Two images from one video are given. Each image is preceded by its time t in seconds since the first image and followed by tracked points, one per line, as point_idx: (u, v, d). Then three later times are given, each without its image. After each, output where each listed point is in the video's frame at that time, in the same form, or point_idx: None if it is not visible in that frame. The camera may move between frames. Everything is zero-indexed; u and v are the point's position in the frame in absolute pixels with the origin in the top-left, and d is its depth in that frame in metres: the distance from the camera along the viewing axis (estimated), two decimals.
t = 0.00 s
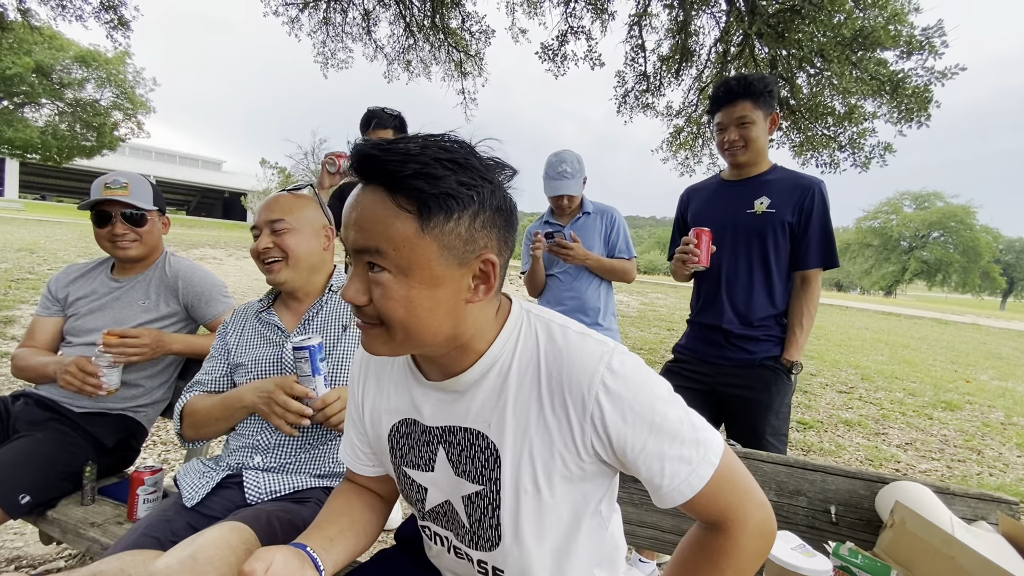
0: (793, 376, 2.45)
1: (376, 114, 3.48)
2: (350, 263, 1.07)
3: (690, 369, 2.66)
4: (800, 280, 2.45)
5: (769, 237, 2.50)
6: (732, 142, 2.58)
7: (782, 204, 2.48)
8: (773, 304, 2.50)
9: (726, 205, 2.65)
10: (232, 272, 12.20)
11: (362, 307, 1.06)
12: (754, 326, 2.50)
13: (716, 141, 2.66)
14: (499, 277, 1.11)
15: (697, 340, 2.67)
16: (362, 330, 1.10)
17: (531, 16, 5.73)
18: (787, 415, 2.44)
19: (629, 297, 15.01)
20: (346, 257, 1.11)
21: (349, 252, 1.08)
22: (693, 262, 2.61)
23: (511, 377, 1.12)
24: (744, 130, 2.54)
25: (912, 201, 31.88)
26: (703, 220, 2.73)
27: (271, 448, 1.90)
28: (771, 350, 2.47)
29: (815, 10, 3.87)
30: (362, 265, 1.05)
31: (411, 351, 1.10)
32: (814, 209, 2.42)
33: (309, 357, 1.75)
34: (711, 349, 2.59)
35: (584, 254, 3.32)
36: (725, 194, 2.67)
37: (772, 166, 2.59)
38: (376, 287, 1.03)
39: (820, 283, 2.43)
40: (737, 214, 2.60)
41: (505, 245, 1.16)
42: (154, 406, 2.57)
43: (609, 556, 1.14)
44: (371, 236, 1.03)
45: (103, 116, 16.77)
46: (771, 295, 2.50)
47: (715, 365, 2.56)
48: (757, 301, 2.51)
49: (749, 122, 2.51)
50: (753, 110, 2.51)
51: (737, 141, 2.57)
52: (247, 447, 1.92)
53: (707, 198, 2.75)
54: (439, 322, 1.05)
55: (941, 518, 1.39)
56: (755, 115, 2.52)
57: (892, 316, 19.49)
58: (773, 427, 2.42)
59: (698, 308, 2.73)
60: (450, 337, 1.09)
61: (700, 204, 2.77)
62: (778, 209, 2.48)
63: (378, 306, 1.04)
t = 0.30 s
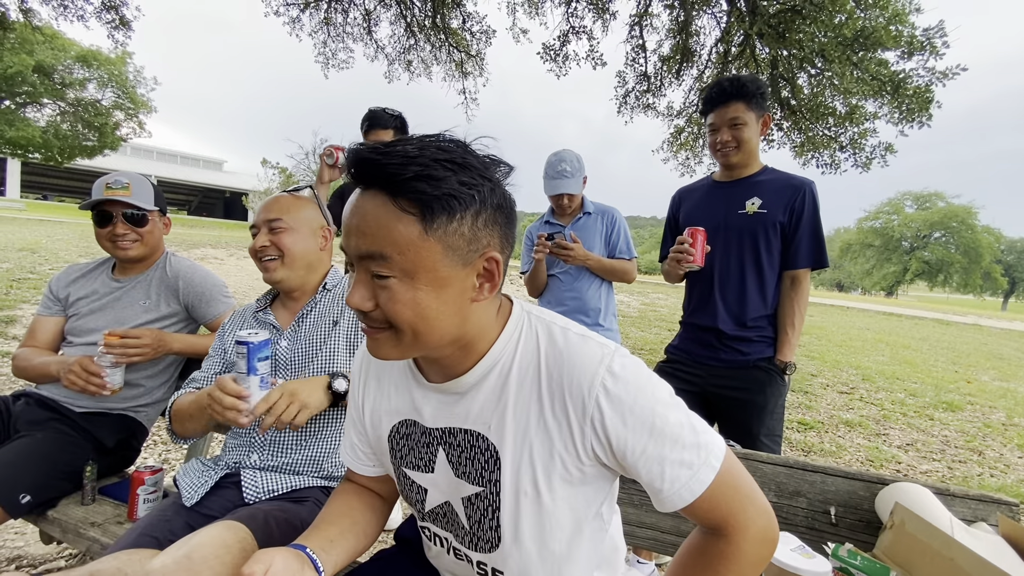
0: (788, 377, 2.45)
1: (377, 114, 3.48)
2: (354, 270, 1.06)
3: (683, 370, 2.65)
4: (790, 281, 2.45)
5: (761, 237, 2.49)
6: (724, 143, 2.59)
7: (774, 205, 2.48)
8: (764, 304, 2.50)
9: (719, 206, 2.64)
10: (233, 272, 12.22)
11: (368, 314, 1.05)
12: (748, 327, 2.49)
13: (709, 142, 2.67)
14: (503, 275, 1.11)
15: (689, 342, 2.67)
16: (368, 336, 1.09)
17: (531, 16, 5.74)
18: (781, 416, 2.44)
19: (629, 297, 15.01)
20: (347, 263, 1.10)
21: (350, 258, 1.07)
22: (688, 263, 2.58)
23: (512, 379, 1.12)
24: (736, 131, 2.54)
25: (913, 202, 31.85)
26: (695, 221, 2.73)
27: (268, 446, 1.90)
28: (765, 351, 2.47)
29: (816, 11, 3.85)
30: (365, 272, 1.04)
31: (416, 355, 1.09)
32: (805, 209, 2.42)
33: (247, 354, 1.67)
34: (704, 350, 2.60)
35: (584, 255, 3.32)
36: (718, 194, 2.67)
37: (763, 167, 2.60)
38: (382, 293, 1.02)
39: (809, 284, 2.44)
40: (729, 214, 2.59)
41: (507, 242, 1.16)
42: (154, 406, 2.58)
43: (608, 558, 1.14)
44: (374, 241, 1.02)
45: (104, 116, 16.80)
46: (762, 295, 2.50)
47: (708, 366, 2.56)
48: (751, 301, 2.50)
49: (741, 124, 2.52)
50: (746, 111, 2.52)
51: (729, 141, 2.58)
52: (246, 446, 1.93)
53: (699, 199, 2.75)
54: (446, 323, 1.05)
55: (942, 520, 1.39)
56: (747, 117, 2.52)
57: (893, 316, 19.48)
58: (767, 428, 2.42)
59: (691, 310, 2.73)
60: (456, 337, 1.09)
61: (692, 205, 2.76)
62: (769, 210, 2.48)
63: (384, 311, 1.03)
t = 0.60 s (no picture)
0: (794, 377, 2.45)
1: (380, 114, 3.48)
2: (363, 270, 1.05)
3: (688, 369, 2.66)
4: (793, 279, 2.46)
5: (764, 236, 2.49)
6: (721, 142, 2.59)
7: (774, 204, 2.48)
8: (767, 302, 2.49)
9: (721, 206, 2.65)
10: (234, 272, 12.24)
11: (377, 314, 1.04)
12: (754, 327, 2.49)
13: (706, 142, 2.67)
14: (511, 271, 1.12)
15: (694, 342, 2.68)
16: (376, 337, 1.08)
17: (533, 17, 5.74)
18: (788, 416, 2.45)
19: (631, 298, 15.02)
20: (355, 264, 1.09)
21: (360, 258, 1.06)
22: (691, 263, 2.57)
23: (519, 377, 1.12)
24: (732, 130, 2.55)
25: (915, 202, 31.80)
26: (696, 222, 2.73)
27: (268, 444, 1.90)
28: (770, 351, 2.47)
29: (817, 11, 3.85)
30: (375, 271, 1.03)
31: (427, 354, 1.09)
32: (806, 207, 2.42)
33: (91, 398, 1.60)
34: (709, 350, 2.60)
35: (587, 255, 3.31)
36: (719, 195, 2.67)
37: (762, 166, 2.60)
38: (394, 292, 1.02)
39: (811, 280, 2.44)
40: (730, 214, 2.60)
41: (515, 237, 1.17)
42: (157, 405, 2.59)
43: (611, 557, 1.14)
44: (385, 239, 1.01)
45: (107, 117, 16.82)
46: (766, 295, 2.49)
47: (714, 366, 2.56)
48: (758, 300, 2.49)
49: (737, 123, 2.53)
50: (742, 110, 2.53)
51: (726, 141, 2.58)
52: (246, 443, 1.93)
53: (700, 200, 2.75)
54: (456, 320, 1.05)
55: (944, 519, 1.39)
56: (743, 116, 2.53)
57: (894, 317, 19.46)
58: (775, 427, 2.42)
59: (695, 311, 2.73)
60: (466, 334, 1.09)
61: (695, 205, 2.76)
62: (769, 209, 2.49)
63: (396, 311, 1.03)
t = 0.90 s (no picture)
0: (803, 376, 2.46)
1: (380, 113, 3.48)
2: (371, 320, 1.03)
3: (696, 370, 2.66)
4: (800, 277, 2.45)
5: (769, 237, 2.50)
6: (715, 144, 2.62)
7: (778, 204, 2.48)
8: (776, 302, 2.49)
9: (725, 208, 2.65)
10: (235, 272, 12.25)
11: (403, 353, 1.04)
12: (762, 327, 2.49)
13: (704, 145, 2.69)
14: (509, 269, 1.11)
15: (703, 343, 2.67)
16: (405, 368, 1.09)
17: (534, 17, 5.75)
18: (797, 416, 2.45)
19: (631, 298, 15.02)
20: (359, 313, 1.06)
21: (363, 316, 1.03)
22: (700, 267, 2.57)
23: (538, 369, 1.13)
24: (725, 131, 2.57)
25: (915, 203, 31.78)
26: (702, 224, 2.75)
27: (270, 443, 1.91)
28: (779, 351, 2.47)
29: (819, 11, 3.85)
30: (385, 320, 1.01)
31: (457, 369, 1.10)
32: (809, 206, 2.43)
33: None
34: (719, 350, 2.59)
35: (587, 255, 3.31)
36: (722, 198, 2.68)
37: (763, 166, 2.60)
38: (411, 334, 1.01)
39: (819, 278, 2.43)
40: (737, 216, 2.60)
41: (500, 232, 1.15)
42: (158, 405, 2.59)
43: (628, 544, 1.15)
44: (386, 294, 0.97)
45: (107, 116, 16.82)
46: (773, 296, 2.49)
47: (723, 366, 2.55)
48: (767, 301, 2.48)
49: (729, 124, 2.55)
50: (734, 112, 2.55)
51: (720, 143, 2.61)
52: (248, 443, 1.93)
53: (704, 204, 2.76)
54: (474, 335, 1.06)
55: (946, 519, 1.39)
56: (736, 117, 2.55)
57: (895, 317, 19.45)
58: (784, 428, 2.43)
59: (703, 316, 2.71)
60: (487, 339, 1.10)
61: (702, 208, 2.77)
62: (774, 210, 2.49)
63: (420, 347, 1.02)
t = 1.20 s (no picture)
0: (804, 376, 2.45)
1: (380, 113, 3.48)
2: (407, 269, 1.06)
3: (697, 370, 2.66)
4: (800, 276, 2.45)
5: (771, 237, 2.50)
6: (713, 145, 2.62)
7: (778, 204, 2.48)
8: (777, 302, 2.49)
9: (726, 209, 2.65)
10: (235, 272, 12.24)
11: (436, 302, 1.06)
12: (763, 327, 2.49)
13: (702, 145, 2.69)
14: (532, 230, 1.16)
15: (703, 343, 2.67)
16: (439, 323, 1.10)
17: (534, 17, 5.74)
18: (797, 416, 2.45)
19: (630, 298, 15.03)
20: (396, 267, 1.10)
21: (400, 264, 1.07)
22: (700, 267, 2.56)
23: (557, 343, 1.20)
24: (722, 132, 2.57)
25: (915, 203, 31.77)
26: (703, 226, 2.74)
27: (270, 443, 1.90)
28: (780, 351, 2.46)
29: (819, 11, 3.84)
30: (421, 266, 1.04)
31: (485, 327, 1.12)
32: (809, 206, 2.43)
33: None
34: (720, 350, 2.59)
35: (586, 255, 3.30)
36: (723, 199, 2.68)
37: (763, 166, 2.60)
38: (444, 279, 1.03)
39: (820, 276, 2.43)
40: (738, 216, 2.60)
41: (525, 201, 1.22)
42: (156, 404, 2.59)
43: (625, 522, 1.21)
44: (424, 235, 1.02)
45: (107, 116, 16.80)
46: (775, 296, 2.49)
47: (724, 366, 2.55)
48: (767, 301, 2.48)
49: (726, 125, 2.55)
50: (731, 112, 2.54)
51: (718, 143, 2.60)
52: (247, 442, 1.92)
53: (705, 204, 2.76)
54: (504, 286, 1.10)
55: (945, 519, 1.39)
56: (733, 118, 2.54)
57: (895, 317, 19.45)
58: (784, 429, 2.42)
59: (704, 316, 2.71)
60: (512, 297, 1.14)
61: (703, 209, 2.76)
62: (774, 210, 2.49)
63: (452, 293, 1.04)
